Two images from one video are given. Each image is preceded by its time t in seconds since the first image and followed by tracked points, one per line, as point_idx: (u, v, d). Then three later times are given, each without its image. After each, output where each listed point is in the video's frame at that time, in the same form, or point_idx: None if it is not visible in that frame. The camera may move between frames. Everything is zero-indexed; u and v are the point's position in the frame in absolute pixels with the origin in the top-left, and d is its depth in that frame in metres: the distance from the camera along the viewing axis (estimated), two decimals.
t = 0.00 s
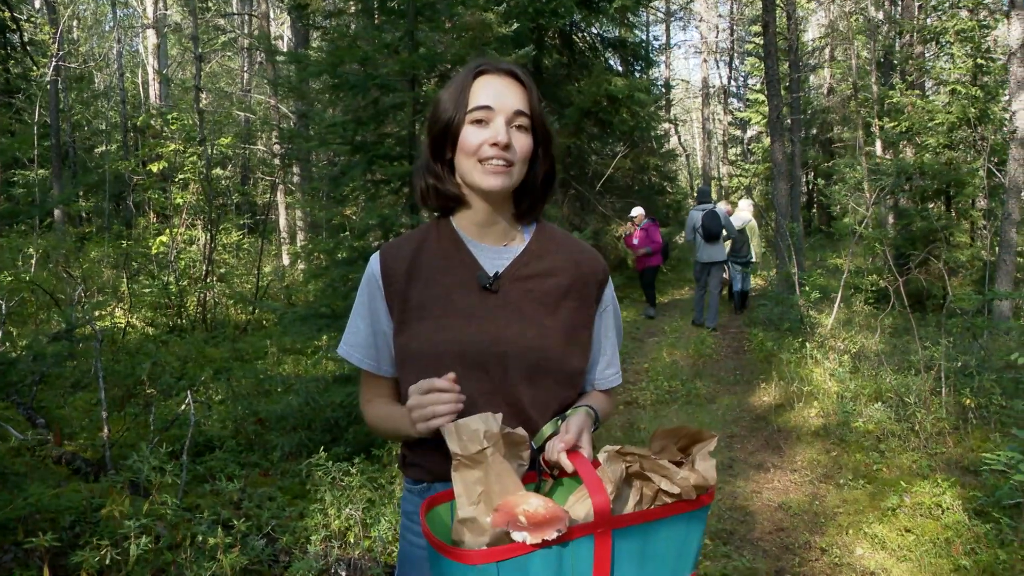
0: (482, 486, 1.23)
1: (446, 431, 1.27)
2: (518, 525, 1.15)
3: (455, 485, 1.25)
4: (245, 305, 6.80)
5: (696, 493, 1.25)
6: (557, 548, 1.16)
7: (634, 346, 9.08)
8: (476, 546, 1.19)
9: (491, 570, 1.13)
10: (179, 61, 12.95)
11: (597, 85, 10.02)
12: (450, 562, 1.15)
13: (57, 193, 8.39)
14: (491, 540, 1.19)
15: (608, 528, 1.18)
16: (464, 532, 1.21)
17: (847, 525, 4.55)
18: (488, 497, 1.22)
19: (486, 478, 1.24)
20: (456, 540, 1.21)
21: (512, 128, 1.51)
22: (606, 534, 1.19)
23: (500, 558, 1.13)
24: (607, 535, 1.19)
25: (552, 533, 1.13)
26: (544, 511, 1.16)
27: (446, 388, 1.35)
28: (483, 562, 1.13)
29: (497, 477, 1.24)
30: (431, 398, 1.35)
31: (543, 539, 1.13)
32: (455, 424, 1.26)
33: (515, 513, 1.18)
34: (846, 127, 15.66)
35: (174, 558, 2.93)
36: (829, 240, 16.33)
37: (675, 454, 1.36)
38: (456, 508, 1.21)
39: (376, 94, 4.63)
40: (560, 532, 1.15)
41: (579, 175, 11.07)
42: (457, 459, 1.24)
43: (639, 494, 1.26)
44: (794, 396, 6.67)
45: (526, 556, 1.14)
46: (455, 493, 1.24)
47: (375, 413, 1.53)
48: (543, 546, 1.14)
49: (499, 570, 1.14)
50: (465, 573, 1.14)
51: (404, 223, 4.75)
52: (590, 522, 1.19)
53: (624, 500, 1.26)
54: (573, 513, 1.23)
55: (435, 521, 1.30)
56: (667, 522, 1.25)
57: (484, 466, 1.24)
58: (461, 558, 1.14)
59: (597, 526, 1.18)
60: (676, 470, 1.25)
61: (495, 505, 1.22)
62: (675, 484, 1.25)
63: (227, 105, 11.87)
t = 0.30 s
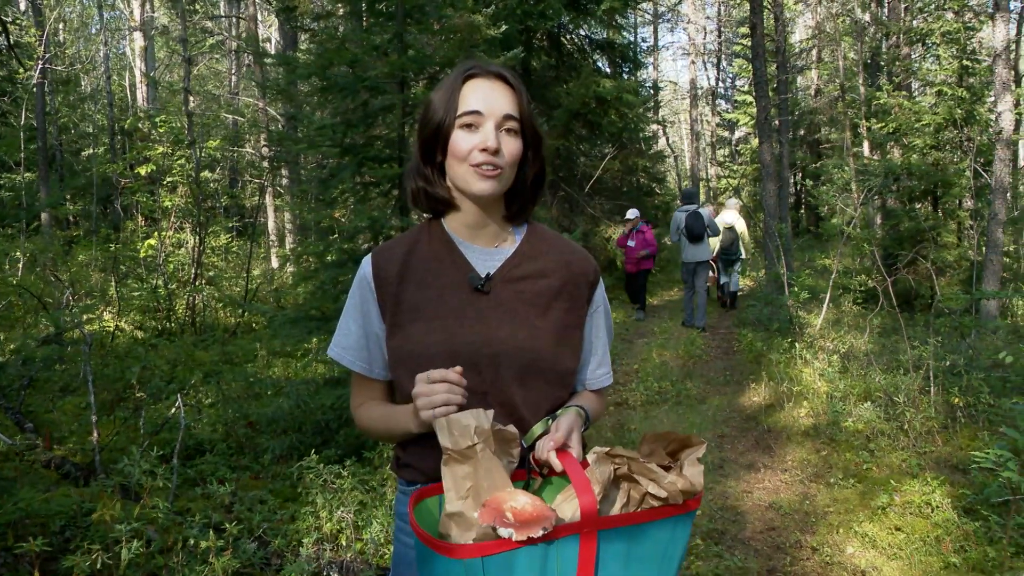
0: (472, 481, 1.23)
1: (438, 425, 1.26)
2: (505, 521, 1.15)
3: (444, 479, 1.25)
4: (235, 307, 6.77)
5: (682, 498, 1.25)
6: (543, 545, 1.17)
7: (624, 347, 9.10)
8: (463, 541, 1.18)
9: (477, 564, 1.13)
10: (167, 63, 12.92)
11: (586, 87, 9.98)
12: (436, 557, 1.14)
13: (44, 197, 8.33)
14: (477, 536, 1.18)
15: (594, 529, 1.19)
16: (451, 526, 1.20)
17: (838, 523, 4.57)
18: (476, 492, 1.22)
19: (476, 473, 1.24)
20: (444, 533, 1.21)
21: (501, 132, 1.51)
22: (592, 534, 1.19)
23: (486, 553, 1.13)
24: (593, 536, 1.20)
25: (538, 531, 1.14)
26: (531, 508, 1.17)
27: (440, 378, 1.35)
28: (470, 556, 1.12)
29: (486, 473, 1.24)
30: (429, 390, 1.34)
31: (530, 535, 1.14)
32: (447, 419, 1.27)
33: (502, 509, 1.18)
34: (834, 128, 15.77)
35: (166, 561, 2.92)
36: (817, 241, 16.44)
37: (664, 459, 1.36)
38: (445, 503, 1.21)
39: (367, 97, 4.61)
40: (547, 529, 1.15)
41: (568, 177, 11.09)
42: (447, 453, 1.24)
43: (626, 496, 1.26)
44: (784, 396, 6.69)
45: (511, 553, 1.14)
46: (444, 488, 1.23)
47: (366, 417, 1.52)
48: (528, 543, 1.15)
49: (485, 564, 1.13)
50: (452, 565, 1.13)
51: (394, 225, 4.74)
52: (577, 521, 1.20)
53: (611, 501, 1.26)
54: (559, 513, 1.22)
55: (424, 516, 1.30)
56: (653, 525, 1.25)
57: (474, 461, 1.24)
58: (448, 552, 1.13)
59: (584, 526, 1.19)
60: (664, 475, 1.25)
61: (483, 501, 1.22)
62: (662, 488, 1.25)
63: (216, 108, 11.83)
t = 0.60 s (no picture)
0: (475, 477, 1.22)
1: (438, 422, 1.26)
2: (509, 513, 1.15)
3: (448, 476, 1.24)
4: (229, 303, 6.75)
5: (685, 484, 1.26)
6: (550, 537, 1.16)
7: (620, 343, 9.10)
8: (469, 537, 1.18)
9: (484, 558, 1.12)
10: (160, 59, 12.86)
11: (581, 83, 9.94)
12: (442, 552, 1.14)
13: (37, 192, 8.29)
14: (483, 530, 1.18)
15: (600, 517, 1.18)
16: (456, 523, 1.20)
17: (833, 519, 4.58)
18: (480, 488, 1.22)
19: (479, 469, 1.23)
20: (449, 531, 1.20)
21: (500, 128, 1.49)
22: (598, 524, 1.18)
23: (494, 546, 1.13)
24: (598, 526, 1.19)
25: (544, 522, 1.14)
26: (536, 501, 1.17)
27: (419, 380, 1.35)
28: (477, 550, 1.12)
29: (489, 468, 1.24)
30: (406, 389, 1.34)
31: (538, 526, 1.13)
32: (447, 415, 1.26)
33: (507, 502, 1.18)
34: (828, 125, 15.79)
35: (163, 558, 2.91)
36: (811, 238, 16.49)
37: (664, 447, 1.36)
38: (448, 500, 1.20)
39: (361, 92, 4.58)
40: (553, 520, 1.15)
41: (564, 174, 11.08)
42: (449, 450, 1.24)
43: (629, 485, 1.27)
44: (778, 392, 6.69)
45: (518, 544, 1.14)
46: (448, 485, 1.23)
47: (366, 413, 1.51)
48: (535, 535, 1.14)
49: (493, 559, 1.13)
50: (458, 561, 1.12)
51: (389, 221, 4.73)
52: (582, 512, 1.18)
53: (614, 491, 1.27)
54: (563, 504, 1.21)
55: (428, 514, 1.29)
56: (657, 513, 1.25)
57: (477, 456, 1.24)
58: (455, 548, 1.13)
59: (589, 516, 1.18)
60: (666, 461, 1.26)
61: (487, 496, 1.21)
62: (665, 475, 1.25)
63: (210, 103, 11.79)
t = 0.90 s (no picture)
0: (484, 476, 1.21)
1: (446, 421, 1.24)
2: (520, 510, 1.14)
3: (456, 475, 1.23)
4: (224, 301, 6.73)
5: (693, 479, 1.26)
6: (561, 533, 1.16)
7: (617, 341, 9.10)
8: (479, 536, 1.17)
9: (497, 556, 1.11)
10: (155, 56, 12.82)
11: (576, 82, 9.92)
12: (453, 551, 1.12)
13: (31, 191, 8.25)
14: (494, 529, 1.17)
15: (609, 514, 1.18)
16: (466, 522, 1.18)
17: (831, 517, 4.58)
18: (489, 486, 1.21)
19: (488, 468, 1.22)
20: (459, 530, 1.19)
21: (496, 124, 1.48)
22: (607, 520, 1.18)
23: (508, 544, 1.11)
24: (608, 524, 1.19)
25: (557, 518, 1.13)
26: (547, 498, 1.16)
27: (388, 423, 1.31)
28: (491, 548, 1.11)
29: (499, 467, 1.22)
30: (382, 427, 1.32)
31: (551, 522, 1.12)
32: (455, 414, 1.24)
33: (518, 500, 1.16)
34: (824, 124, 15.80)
35: (161, 557, 2.90)
36: (807, 236, 16.51)
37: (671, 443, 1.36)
38: (458, 499, 1.19)
39: (360, 93, 4.57)
40: (566, 517, 1.14)
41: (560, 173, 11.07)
42: (458, 449, 1.22)
43: (638, 481, 1.27)
44: (775, 390, 6.69)
45: (530, 542, 1.13)
46: (456, 484, 1.21)
47: (366, 415, 1.50)
48: (548, 532, 1.14)
49: (507, 558, 1.12)
50: (472, 559, 1.11)
51: (385, 220, 4.72)
52: (592, 508, 1.18)
53: (622, 486, 1.28)
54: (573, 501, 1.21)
55: (436, 514, 1.28)
56: (665, 509, 1.25)
57: (486, 455, 1.22)
58: (467, 545, 1.11)
59: (599, 511, 1.17)
60: (674, 456, 1.26)
61: (497, 494, 1.20)
62: (673, 470, 1.25)
63: (204, 102, 11.76)
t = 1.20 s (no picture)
0: (493, 468, 1.20)
1: (455, 413, 1.23)
2: (531, 499, 1.13)
3: (464, 468, 1.22)
4: (222, 301, 6.73)
5: (700, 469, 1.26)
6: (573, 524, 1.15)
7: (615, 342, 9.10)
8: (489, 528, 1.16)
9: (510, 545, 1.10)
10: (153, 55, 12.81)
11: (575, 82, 9.92)
12: (465, 539, 1.11)
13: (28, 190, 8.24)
14: (503, 520, 1.16)
15: (619, 503, 1.17)
16: (474, 514, 1.17)
17: (829, 518, 4.58)
18: (498, 477, 1.20)
19: (496, 459, 1.21)
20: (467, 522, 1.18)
21: (484, 128, 1.46)
22: (617, 510, 1.18)
23: (520, 533, 1.10)
24: (618, 513, 1.18)
25: (570, 505, 1.12)
26: (557, 488, 1.15)
27: (418, 411, 1.31)
28: (503, 537, 1.09)
29: (507, 457, 1.22)
30: (405, 419, 1.31)
31: (563, 510, 1.11)
32: (464, 405, 1.24)
33: (529, 489, 1.15)
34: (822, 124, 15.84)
35: (159, 557, 2.90)
36: (805, 237, 16.53)
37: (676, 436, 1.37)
38: (466, 491, 1.19)
39: (358, 93, 4.56)
40: (578, 505, 1.14)
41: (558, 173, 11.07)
42: (466, 441, 1.21)
43: (645, 472, 1.29)
44: (773, 391, 6.69)
45: (543, 531, 1.11)
46: (465, 477, 1.21)
47: (367, 415, 1.48)
48: (559, 521, 1.13)
49: (520, 547, 1.10)
50: (483, 548, 1.09)
51: (384, 220, 4.71)
52: (601, 499, 1.18)
53: (631, 477, 1.30)
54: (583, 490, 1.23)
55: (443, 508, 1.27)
56: (673, 500, 1.24)
57: (494, 447, 1.21)
58: (479, 535, 1.09)
59: (610, 501, 1.16)
60: (681, 445, 1.27)
61: (507, 485, 1.20)
62: (680, 459, 1.26)
63: (202, 101, 11.75)
